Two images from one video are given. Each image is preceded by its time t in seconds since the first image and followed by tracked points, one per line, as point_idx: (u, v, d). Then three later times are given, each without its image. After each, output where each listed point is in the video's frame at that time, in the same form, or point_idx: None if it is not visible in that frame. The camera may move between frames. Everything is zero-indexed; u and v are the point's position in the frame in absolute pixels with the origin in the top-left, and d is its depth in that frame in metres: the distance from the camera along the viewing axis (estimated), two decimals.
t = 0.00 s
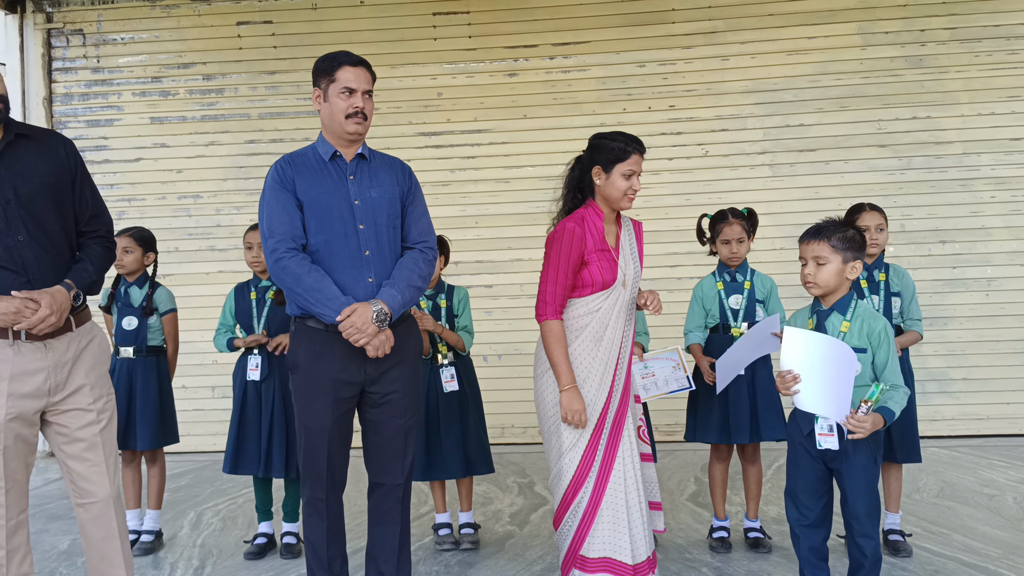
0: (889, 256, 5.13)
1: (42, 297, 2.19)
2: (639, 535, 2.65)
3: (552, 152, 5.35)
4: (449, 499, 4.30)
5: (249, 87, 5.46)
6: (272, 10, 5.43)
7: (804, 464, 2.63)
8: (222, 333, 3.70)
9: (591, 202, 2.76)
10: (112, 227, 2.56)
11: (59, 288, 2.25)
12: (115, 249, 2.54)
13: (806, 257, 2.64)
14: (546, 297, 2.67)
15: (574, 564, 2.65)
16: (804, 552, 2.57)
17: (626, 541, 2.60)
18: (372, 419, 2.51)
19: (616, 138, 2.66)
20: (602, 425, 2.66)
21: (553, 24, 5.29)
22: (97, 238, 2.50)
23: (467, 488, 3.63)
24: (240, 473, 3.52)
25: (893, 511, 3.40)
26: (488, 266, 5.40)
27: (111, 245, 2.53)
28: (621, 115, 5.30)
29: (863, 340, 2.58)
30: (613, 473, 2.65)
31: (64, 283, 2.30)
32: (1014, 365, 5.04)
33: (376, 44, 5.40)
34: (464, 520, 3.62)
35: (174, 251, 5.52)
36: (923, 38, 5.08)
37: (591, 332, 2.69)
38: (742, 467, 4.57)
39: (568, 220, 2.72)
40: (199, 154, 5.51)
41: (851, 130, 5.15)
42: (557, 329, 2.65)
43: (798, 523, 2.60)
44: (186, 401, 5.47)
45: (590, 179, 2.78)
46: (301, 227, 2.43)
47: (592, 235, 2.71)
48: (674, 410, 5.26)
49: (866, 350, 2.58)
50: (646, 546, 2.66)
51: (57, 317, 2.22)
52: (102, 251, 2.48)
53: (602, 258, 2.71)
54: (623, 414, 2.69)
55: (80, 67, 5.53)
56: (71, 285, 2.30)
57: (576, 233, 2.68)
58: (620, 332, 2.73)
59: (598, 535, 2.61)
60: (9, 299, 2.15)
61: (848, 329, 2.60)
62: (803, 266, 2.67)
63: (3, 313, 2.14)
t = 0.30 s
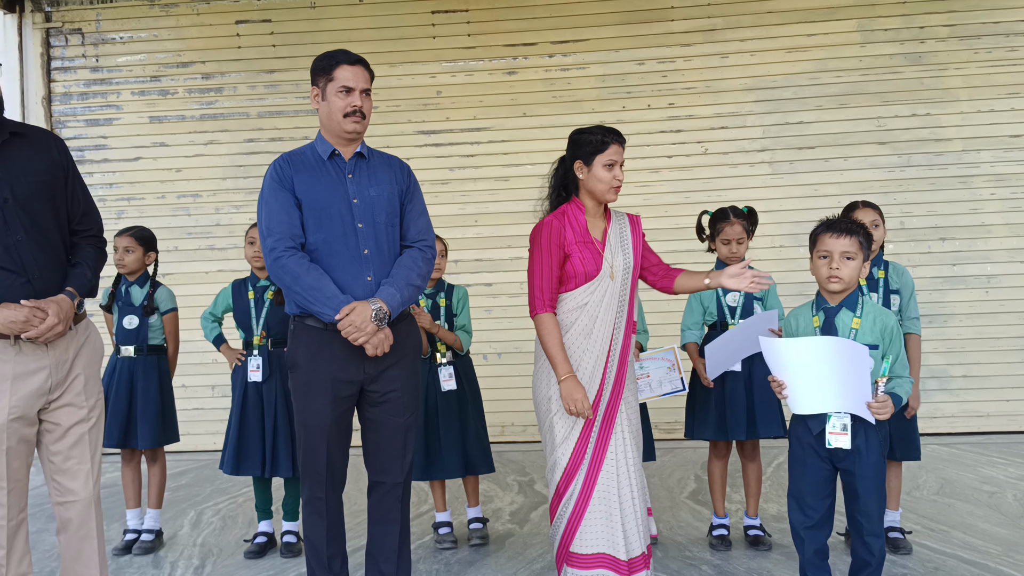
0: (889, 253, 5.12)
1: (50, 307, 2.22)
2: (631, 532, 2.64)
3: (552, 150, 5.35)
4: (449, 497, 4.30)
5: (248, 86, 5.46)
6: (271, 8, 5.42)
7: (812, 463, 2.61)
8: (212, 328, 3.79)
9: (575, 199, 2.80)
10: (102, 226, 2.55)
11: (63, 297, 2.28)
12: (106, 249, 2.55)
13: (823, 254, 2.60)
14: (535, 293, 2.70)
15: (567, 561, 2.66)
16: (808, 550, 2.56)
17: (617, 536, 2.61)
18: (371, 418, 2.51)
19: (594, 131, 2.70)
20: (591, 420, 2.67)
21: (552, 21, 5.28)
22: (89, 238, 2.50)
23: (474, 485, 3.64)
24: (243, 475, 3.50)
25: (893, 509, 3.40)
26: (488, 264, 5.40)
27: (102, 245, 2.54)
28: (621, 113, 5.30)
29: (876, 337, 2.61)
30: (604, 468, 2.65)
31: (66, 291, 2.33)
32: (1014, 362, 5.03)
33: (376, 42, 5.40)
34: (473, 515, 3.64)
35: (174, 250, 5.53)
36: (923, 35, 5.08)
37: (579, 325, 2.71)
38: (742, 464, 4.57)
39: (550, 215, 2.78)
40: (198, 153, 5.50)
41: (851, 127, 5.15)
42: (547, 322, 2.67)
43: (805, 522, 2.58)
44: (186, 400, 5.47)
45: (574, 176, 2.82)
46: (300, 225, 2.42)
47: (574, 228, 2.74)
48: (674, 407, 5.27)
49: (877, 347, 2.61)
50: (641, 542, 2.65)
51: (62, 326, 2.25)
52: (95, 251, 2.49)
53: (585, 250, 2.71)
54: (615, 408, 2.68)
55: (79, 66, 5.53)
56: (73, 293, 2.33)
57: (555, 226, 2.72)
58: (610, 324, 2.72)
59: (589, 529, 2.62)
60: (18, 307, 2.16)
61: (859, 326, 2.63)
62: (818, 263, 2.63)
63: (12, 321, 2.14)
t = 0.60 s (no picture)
0: (889, 251, 5.12)
1: (58, 314, 2.27)
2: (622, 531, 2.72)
3: (552, 148, 5.35)
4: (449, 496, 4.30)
5: (248, 85, 5.46)
6: (270, 8, 5.41)
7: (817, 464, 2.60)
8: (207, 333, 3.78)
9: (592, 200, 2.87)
10: (107, 232, 2.61)
11: (70, 303, 2.33)
12: (111, 254, 2.60)
13: (835, 254, 2.54)
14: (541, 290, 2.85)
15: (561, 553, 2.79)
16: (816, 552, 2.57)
17: (606, 533, 2.70)
18: (371, 416, 2.51)
19: (602, 130, 2.78)
20: (587, 418, 2.76)
21: (552, 20, 5.28)
22: (94, 243, 2.56)
23: (482, 483, 3.64)
24: (246, 473, 3.51)
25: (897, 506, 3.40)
26: (488, 263, 5.40)
27: (107, 250, 2.59)
28: (621, 111, 5.30)
29: (887, 334, 2.60)
30: (599, 466, 2.74)
31: (73, 298, 2.38)
32: (1014, 360, 5.03)
33: (376, 41, 5.39)
34: (482, 514, 3.64)
35: (174, 249, 5.53)
36: (923, 33, 5.08)
37: (581, 324, 2.80)
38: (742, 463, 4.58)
39: (564, 212, 2.89)
40: (198, 152, 5.51)
41: (850, 125, 5.15)
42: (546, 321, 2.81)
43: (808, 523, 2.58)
44: (187, 399, 5.48)
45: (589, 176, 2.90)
46: (299, 225, 2.43)
47: (584, 226, 2.82)
48: (675, 405, 5.27)
49: (888, 345, 2.60)
50: (632, 541, 2.72)
51: (69, 332, 2.31)
52: (99, 257, 2.54)
53: (592, 249, 2.79)
54: (612, 407, 2.75)
55: (79, 66, 5.52)
56: (81, 300, 2.39)
57: (564, 225, 2.83)
58: (613, 324, 2.76)
59: (581, 524, 2.73)
60: (29, 314, 2.22)
61: (871, 322, 2.60)
62: (828, 262, 2.57)
63: (23, 324, 2.20)
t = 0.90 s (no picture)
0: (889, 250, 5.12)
1: (74, 322, 2.27)
2: (628, 531, 2.72)
3: (551, 147, 5.34)
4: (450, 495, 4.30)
5: (247, 85, 5.45)
6: (269, 7, 5.41)
7: (829, 474, 2.55)
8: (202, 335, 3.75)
9: (606, 200, 2.88)
10: (133, 246, 2.61)
11: (88, 312, 2.34)
12: (133, 269, 2.59)
13: (857, 261, 2.53)
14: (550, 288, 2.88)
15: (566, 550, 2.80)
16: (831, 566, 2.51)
17: (610, 532, 2.70)
18: (370, 415, 2.52)
19: (617, 130, 2.79)
20: (596, 418, 2.75)
21: (551, 19, 5.28)
22: (118, 255, 2.55)
23: (484, 481, 3.64)
24: (252, 472, 3.50)
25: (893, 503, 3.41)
26: (487, 262, 5.40)
27: (130, 265, 2.58)
28: (620, 110, 5.30)
29: (900, 341, 2.58)
30: (606, 465, 2.74)
31: (90, 308, 2.38)
32: (1014, 358, 5.03)
33: (375, 40, 5.39)
34: (482, 513, 3.64)
35: (174, 249, 5.53)
36: (922, 31, 5.08)
37: (592, 324, 2.80)
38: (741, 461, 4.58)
39: (578, 212, 2.90)
40: (198, 152, 5.51)
41: (850, 124, 5.15)
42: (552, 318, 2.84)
43: (822, 533, 2.53)
44: (187, 398, 5.48)
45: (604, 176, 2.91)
46: (297, 224, 2.43)
47: (598, 227, 2.83)
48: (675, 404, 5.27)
49: (900, 352, 2.59)
50: (635, 542, 2.72)
51: (83, 341, 2.30)
52: (121, 270, 2.53)
53: (605, 249, 2.80)
54: (621, 408, 2.76)
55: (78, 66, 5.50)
56: (98, 311, 2.39)
57: (577, 225, 2.85)
58: (624, 325, 2.77)
59: (585, 522, 2.74)
60: (45, 318, 2.22)
61: (885, 330, 2.59)
62: (848, 267, 2.55)
63: (38, 329, 2.20)
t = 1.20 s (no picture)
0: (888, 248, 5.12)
1: (115, 322, 2.28)
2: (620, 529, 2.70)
3: (550, 147, 5.34)
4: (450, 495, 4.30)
5: (246, 85, 5.45)
6: (268, 7, 5.41)
7: (853, 476, 2.29)
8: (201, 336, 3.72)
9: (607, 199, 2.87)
10: (181, 257, 2.62)
11: (130, 315, 2.34)
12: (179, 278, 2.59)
13: (878, 266, 2.31)
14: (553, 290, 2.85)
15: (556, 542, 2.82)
16: None
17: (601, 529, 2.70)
18: (368, 416, 2.51)
19: (617, 129, 2.78)
20: (591, 413, 2.76)
21: (550, 19, 5.28)
22: (166, 264, 2.56)
23: (487, 480, 3.63)
24: (252, 473, 3.48)
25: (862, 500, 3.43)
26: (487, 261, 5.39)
27: (176, 274, 2.58)
28: (619, 110, 5.30)
29: (921, 351, 2.35)
30: (600, 461, 2.74)
31: (133, 311, 2.38)
32: (1014, 357, 5.03)
33: (374, 40, 5.39)
34: (483, 513, 3.63)
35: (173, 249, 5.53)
36: (921, 30, 5.07)
37: (592, 322, 2.80)
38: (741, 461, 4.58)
39: (579, 211, 2.89)
40: (197, 152, 5.50)
41: (849, 122, 5.15)
42: (561, 320, 2.80)
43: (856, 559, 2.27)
44: (187, 399, 5.48)
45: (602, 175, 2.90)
46: (295, 224, 2.43)
47: (599, 226, 2.82)
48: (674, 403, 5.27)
49: (922, 363, 2.36)
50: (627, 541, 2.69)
51: (123, 343, 2.31)
52: (167, 278, 2.53)
53: (607, 249, 2.79)
54: (618, 404, 2.75)
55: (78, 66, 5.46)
56: (140, 313, 2.38)
57: (578, 225, 2.83)
58: (623, 323, 2.77)
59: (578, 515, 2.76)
60: (87, 317, 2.23)
61: (905, 340, 2.35)
62: (867, 273, 2.33)
63: (80, 324, 2.20)
